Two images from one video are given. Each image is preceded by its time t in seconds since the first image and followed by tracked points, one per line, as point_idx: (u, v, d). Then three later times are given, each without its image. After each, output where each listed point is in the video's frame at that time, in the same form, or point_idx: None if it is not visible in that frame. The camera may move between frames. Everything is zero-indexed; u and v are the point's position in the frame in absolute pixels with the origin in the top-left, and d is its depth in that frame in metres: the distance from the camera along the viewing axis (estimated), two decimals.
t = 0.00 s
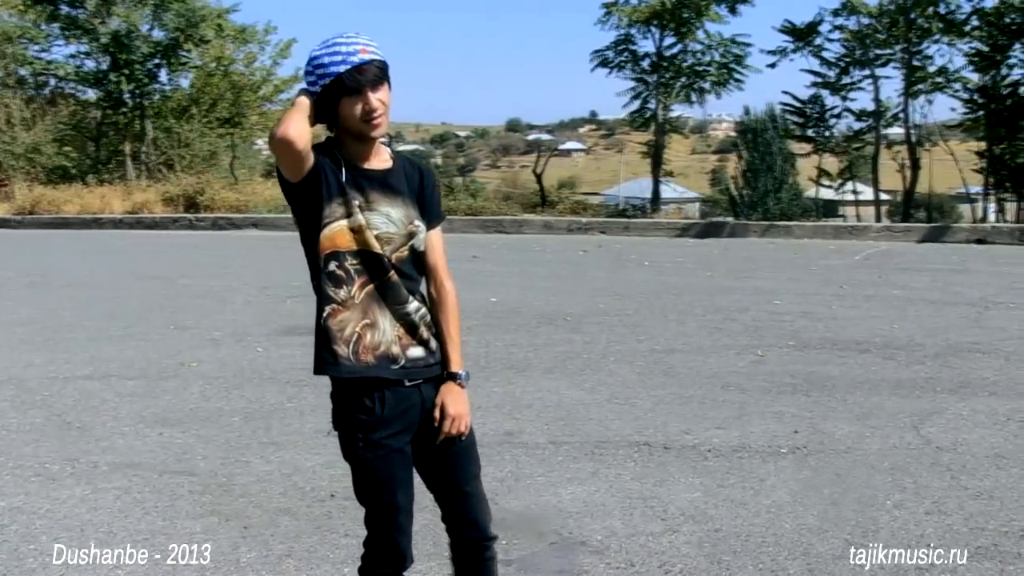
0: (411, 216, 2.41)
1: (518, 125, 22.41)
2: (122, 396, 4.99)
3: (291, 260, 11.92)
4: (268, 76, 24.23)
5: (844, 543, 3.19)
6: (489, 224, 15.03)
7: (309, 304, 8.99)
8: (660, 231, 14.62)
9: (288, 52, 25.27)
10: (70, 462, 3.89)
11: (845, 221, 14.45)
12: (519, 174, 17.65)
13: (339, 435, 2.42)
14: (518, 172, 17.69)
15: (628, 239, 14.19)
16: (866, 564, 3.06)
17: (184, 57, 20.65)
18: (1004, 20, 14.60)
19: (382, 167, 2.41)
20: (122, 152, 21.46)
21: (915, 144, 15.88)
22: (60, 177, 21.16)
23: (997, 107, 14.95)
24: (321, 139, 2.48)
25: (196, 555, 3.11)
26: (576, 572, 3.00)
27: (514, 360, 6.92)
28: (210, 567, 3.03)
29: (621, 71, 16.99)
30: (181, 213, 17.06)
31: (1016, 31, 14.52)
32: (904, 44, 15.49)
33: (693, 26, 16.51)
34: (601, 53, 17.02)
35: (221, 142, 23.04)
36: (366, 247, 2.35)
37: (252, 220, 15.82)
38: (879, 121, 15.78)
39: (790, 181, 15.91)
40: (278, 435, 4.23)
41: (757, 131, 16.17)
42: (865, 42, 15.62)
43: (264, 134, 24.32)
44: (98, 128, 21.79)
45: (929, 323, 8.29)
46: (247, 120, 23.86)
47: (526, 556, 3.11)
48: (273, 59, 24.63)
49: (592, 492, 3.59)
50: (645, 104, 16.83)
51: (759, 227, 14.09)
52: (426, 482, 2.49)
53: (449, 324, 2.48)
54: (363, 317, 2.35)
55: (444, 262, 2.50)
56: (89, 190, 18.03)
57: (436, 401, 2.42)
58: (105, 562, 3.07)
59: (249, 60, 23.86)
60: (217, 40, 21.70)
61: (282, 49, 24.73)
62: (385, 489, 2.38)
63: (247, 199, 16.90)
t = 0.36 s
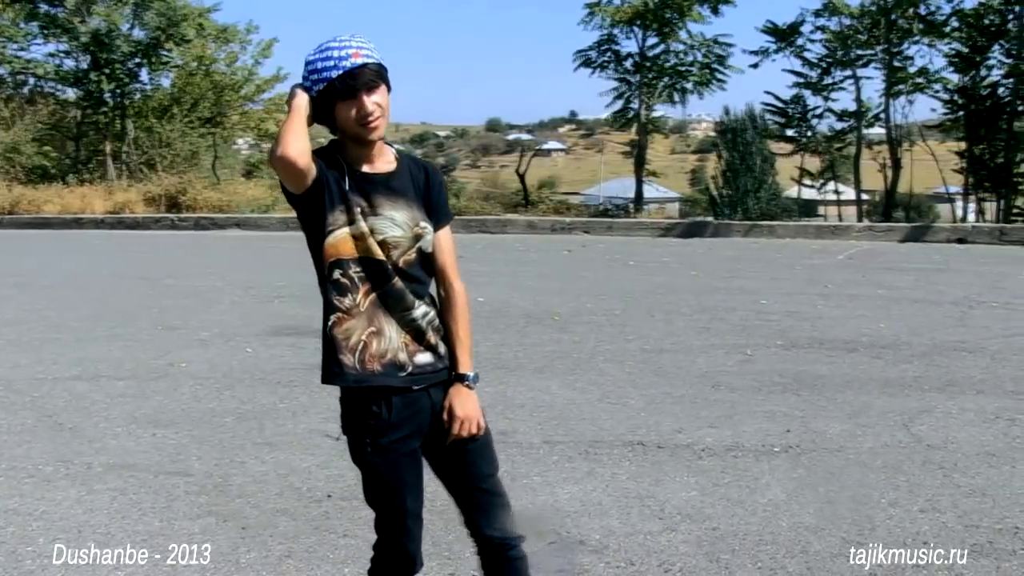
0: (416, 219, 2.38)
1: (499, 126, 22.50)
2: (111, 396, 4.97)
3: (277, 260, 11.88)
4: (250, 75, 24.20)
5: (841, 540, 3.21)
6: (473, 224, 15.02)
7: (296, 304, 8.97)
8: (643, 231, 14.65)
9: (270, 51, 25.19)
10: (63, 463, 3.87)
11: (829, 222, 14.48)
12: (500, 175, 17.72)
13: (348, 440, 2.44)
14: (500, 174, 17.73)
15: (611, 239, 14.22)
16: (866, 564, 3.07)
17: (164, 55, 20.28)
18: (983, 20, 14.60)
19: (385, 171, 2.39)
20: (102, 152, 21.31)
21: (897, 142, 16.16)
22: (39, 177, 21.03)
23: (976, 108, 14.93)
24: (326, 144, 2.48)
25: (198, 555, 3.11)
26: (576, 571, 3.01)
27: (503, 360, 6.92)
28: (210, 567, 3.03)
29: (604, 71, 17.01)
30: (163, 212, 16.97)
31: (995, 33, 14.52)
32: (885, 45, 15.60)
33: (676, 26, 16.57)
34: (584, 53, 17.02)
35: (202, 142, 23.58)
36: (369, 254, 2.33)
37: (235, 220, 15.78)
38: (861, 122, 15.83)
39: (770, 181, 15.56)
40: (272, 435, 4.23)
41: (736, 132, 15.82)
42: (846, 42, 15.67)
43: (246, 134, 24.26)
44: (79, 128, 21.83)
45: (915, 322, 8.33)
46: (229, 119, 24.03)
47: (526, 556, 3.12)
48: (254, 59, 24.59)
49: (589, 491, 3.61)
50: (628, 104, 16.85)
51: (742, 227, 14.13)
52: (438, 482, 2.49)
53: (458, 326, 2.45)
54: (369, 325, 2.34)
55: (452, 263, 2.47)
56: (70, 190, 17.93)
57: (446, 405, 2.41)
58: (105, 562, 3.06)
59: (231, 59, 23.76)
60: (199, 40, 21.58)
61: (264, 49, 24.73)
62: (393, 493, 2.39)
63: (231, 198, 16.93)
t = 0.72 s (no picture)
0: (426, 214, 2.38)
1: (479, 125, 22.34)
2: (103, 397, 4.95)
3: (265, 260, 11.85)
4: (234, 75, 24.24)
5: (839, 539, 3.22)
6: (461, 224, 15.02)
7: (286, 305, 8.95)
8: (628, 231, 14.69)
9: (253, 51, 25.19)
10: (59, 464, 3.86)
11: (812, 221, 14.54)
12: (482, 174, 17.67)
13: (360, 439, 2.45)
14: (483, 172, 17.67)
15: (596, 239, 14.25)
16: (866, 564, 3.08)
17: (147, 55, 20.74)
18: (965, 22, 14.73)
19: (394, 165, 2.38)
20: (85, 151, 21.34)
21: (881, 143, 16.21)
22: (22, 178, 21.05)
23: (958, 108, 15.02)
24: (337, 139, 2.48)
25: (198, 555, 3.11)
26: (578, 571, 3.02)
27: (495, 360, 6.92)
28: (212, 568, 3.03)
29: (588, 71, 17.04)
30: (147, 213, 16.90)
31: (976, 33, 14.67)
32: (868, 46, 15.63)
33: (661, 27, 16.60)
34: (569, 54, 17.07)
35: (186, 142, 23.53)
36: (375, 252, 2.33)
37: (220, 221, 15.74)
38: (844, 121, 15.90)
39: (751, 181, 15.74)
40: (267, 436, 4.22)
41: (718, 131, 16.04)
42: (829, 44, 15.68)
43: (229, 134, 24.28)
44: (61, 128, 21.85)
45: (904, 322, 8.37)
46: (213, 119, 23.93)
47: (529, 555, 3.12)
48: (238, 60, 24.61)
49: (587, 491, 3.62)
50: (613, 104, 16.89)
51: (728, 226, 14.15)
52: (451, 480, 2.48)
53: (470, 322, 2.43)
54: (374, 322, 2.34)
55: (465, 259, 2.45)
56: (52, 190, 17.87)
57: (454, 403, 2.40)
58: (105, 562, 3.07)
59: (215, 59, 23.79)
60: (181, 38, 21.61)
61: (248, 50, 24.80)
62: (401, 490, 2.40)
63: (216, 198, 16.89)
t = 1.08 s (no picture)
0: (439, 213, 2.37)
1: (461, 124, 22.18)
2: (96, 398, 4.94)
3: (253, 261, 11.81)
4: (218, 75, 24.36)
5: (838, 537, 3.24)
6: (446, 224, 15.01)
7: (276, 305, 8.93)
8: (614, 231, 14.72)
9: (236, 50, 25.14)
10: (55, 465, 3.85)
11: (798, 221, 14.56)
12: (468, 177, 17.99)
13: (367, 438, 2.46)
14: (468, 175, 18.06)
15: (582, 239, 14.26)
16: (866, 564, 3.08)
17: (131, 55, 20.59)
18: (948, 23, 14.84)
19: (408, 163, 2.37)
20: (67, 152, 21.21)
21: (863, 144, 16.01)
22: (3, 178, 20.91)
23: (941, 108, 15.19)
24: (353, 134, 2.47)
25: (201, 556, 3.11)
26: (579, 570, 3.03)
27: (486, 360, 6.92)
28: (213, 568, 3.03)
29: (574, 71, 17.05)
30: (131, 213, 16.82)
31: (960, 35, 14.84)
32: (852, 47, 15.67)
33: (646, 27, 16.60)
34: (555, 54, 17.06)
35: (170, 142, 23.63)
36: (384, 252, 2.33)
37: (205, 222, 15.70)
38: (829, 122, 15.99)
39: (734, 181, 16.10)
40: (263, 437, 4.21)
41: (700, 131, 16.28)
42: (815, 45, 15.70)
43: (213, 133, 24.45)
44: (43, 128, 21.76)
45: (892, 321, 8.41)
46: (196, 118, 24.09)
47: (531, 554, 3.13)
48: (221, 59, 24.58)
49: (585, 490, 3.63)
50: (599, 104, 16.89)
51: (713, 227, 14.19)
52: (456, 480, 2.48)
53: (481, 323, 2.42)
54: (380, 322, 2.35)
55: (479, 258, 2.44)
56: (34, 191, 17.76)
57: (459, 404, 2.40)
58: (106, 562, 3.06)
59: (199, 58, 23.76)
60: (164, 38, 21.50)
61: (231, 50, 24.84)
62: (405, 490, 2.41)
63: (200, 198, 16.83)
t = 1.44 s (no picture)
0: (455, 226, 2.29)
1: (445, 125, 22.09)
2: (89, 399, 4.92)
3: (243, 262, 11.78)
4: (204, 75, 24.37)
5: (838, 535, 3.26)
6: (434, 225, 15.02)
7: (268, 305, 8.92)
8: (601, 231, 14.74)
9: (221, 50, 25.09)
10: (53, 466, 3.84)
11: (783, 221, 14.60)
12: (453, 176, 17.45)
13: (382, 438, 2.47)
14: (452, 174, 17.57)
15: (570, 239, 14.27)
16: (865, 563, 3.09)
17: (115, 55, 20.58)
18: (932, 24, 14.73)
19: (426, 172, 2.29)
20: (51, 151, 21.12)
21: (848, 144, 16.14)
22: None
23: (925, 108, 15.17)
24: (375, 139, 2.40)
25: (206, 556, 3.11)
26: (583, 569, 3.04)
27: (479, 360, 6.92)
28: (217, 569, 3.02)
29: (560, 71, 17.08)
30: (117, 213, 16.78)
31: (944, 36, 14.78)
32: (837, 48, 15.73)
33: (632, 27, 16.63)
34: (541, 54, 17.10)
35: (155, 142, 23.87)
36: (397, 267, 2.27)
37: (191, 222, 15.67)
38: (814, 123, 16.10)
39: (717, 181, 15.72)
40: (262, 437, 4.21)
41: (683, 132, 15.76)
42: (801, 44, 15.83)
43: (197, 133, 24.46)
44: (27, 127, 21.85)
45: (883, 320, 8.44)
46: (181, 118, 24.19)
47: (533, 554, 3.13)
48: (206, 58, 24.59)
49: (585, 490, 3.64)
50: (585, 104, 16.95)
51: (700, 226, 14.23)
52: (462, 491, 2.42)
53: (493, 336, 2.34)
54: (390, 338, 2.29)
55: (497, 268, 2.36)
56: (18, 192, 17.65)
57: (462, 417, 2.32)
58: (107, 562, 3.07)
59: (184, 58, 23.77)
60: (148, 37, 21.45)
61: (217, 50, 24.90)
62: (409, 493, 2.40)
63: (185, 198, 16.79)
